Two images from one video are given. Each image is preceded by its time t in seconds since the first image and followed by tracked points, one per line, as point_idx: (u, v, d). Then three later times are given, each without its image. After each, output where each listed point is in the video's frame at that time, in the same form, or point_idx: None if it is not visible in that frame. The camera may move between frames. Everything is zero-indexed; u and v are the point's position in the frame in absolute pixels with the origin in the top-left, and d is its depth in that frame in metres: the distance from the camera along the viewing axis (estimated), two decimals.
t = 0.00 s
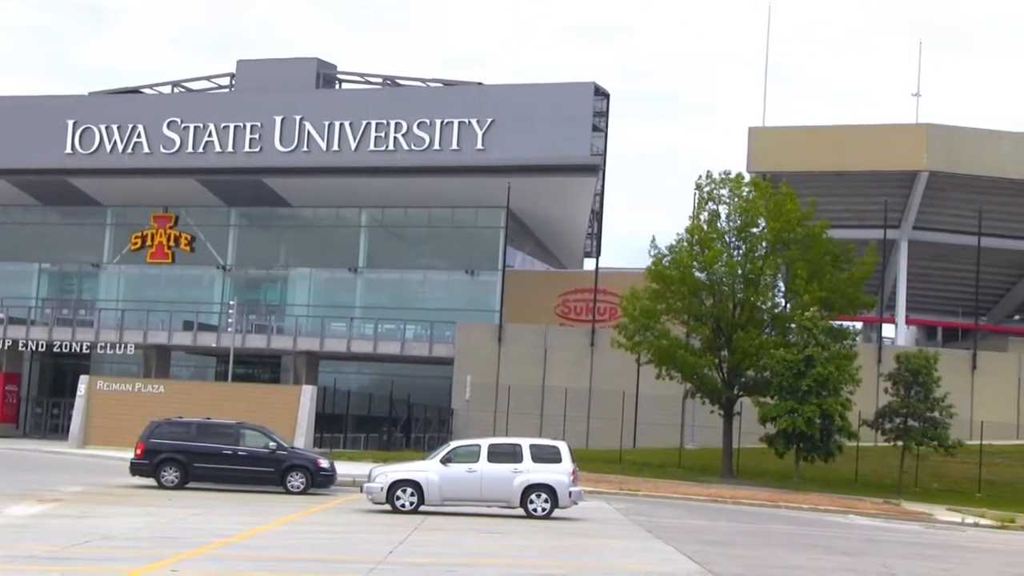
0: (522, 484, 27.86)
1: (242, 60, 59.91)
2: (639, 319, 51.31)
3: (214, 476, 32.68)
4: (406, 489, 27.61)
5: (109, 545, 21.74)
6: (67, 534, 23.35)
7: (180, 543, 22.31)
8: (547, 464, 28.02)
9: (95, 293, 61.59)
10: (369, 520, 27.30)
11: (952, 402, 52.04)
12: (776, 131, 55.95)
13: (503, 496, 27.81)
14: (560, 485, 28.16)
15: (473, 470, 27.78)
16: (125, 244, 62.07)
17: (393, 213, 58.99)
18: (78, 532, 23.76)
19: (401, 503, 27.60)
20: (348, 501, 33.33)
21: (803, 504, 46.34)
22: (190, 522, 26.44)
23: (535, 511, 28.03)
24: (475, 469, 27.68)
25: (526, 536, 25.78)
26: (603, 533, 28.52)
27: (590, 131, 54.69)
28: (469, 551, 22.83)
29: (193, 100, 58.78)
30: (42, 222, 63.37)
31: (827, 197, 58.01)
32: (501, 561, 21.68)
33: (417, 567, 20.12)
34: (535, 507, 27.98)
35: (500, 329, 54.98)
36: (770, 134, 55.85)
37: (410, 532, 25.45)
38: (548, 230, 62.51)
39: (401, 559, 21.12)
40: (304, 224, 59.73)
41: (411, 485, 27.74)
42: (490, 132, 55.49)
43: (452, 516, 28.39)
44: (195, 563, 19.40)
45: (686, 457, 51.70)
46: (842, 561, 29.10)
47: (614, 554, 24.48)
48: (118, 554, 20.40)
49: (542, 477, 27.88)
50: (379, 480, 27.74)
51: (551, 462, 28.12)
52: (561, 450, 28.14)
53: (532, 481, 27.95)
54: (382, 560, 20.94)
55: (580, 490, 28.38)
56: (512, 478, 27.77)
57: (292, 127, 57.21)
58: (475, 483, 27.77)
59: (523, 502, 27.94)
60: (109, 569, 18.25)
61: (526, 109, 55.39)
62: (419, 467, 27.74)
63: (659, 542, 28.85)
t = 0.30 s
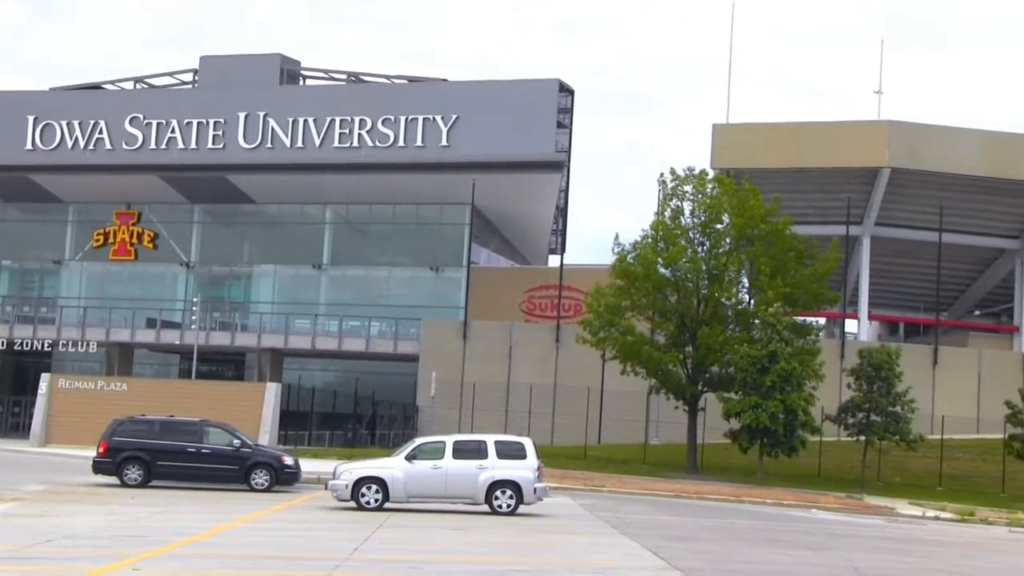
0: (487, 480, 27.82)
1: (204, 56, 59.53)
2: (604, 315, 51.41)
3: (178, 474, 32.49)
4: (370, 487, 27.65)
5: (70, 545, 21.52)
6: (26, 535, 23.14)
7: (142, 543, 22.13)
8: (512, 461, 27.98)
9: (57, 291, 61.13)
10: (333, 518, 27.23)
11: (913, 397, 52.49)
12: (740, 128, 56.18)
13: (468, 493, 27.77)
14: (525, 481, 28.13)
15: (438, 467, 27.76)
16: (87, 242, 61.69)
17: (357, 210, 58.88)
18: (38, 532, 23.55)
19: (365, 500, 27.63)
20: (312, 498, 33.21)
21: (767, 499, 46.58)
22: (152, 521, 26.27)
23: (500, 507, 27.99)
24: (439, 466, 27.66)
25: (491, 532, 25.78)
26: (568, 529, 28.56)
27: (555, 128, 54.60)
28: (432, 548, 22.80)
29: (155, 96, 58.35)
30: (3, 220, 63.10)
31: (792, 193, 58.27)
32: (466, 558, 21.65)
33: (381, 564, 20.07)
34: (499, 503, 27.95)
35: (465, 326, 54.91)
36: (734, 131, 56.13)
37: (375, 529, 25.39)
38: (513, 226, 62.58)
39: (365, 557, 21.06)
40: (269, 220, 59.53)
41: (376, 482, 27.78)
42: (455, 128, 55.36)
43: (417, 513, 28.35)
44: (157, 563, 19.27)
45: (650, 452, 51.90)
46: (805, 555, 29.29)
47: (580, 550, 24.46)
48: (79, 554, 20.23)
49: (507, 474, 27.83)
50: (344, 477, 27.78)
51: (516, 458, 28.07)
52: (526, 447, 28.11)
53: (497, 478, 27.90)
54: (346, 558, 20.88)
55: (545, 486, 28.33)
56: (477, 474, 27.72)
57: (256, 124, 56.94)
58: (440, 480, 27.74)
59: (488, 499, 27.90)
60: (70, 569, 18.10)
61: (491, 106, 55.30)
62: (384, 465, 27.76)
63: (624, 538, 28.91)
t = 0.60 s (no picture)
0: (452, 477, 27.72)
1: (165, 52, 59.21)
2: (568, 311, 51.37)
3: (141, 473, 32.20)
4: (335, 483, 27.71)
5: (28, 544, 21.32)
6: None
7: (101, 542, 21.96)
8: (476, 457, 27.87)
9: (18, 289, 60.75)
10: (296, 515, 27.14)
11: (875, 391, 52.81)
12: (703, 124, 56.35)
13: (432, 489, 27.67)
14: (490, 477, 28.05)
15: (403, 464, 27.68)
16: (48, 239, 61.31)
17: (321, 206, 58.79)
18: None
19: (330, 497, 27.66)
20: (276, 496, 33.06)
21: (729, 494, 46.74)
22: (112, 521, 26.10)
23: (465, 504, 27.89)
24: (404, 463, 27.57)
25: (456, 529, 25.74)
26: (532, 524, 28.56)
27: (518, 125, 54.62)
28: (397, 545, 22.75)
29: (116, 92, 57.99)
30: None
31: (756, 188, 58.45)
32: (430, 554, 21.62)
33: (344, 561, 20.02)
34: (464, 499, 27.85)
35: (429, 323, 54.84)
36: (697, 127, 56.27)
37: (338, 526, 25.31)
38: (478, 222, 62.59)
39: (328, 554, 20.98)
40: (232, 217, 59.38)
41: (341, 478, 27.83)
42: (418, 125, 55.28)
43: (381, 510, 28.28)
44: (117, 562, 19.14)
45: (614, 448, 52.04)
46: (769, 549, 29.41)
47: (545, 546, 24.48)
48: (38, 554, 20.06)
49: (472, 470, 27.72)
50: (308, 474, 27.80)
51: (480, 454, 27.99)
52: (491, 442, 28.02)
53: (462, 475, 27.79)
54: (309, 555, 20.78)
55: (510, 481, 28.27)
56: (442, 471, 27.62)
57: (218, 120, 56.71)
58: (404, 476, 27.65)
59: (452, 495, 27.81)
60: (27, 570, 17.95)
61: (454, 102, 55.26)
62: (348, 461, 27.75)
63: (588, 533, 28.95)
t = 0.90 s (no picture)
0: (413, 474, 27.67)
1: (123, 47, 58.74)
2: (530, 307, 51.36)
3: (100, 471, 31.88)
4: (296, 481, 27.54)
5: None
6: None
7: (59, 542, 21.71)
8: (437, 454, 27.81)
9: None
10: (257, 514, 26.99)
11: (834, 386, 53.14)
12: (664, 120, 56.48)
13: (393, 486, 27.60)
14: (451, 474, 28.02)
15: (364, 461, 27.57)
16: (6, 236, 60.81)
17: (282, 203, 58.71)
18: None
19: (291, 495, 27.49)
20: (238, 494, 32.86)
21: (690, 489, 46.92)
22: (70, 520, 25.87)
23: (427, 501, 27.85)
24: (365, 460, 27.47)
25: (419, 526, 25.70)
26: (494, 521, 28.56)
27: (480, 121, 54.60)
28: (360, 542, 22.68)
29: (74, 88, 57.52)
30: None
31: (718, 184, 58.68)
32: (392, 551, 21.58)
33: (305, 559, 19.94)
34: (426, 497, 27.81)
35: (391, 319, 54.80)
36: (658, 123, 56.39)
37: (300, 524, 25.20)
38: (440, 218, 62.62)
39: (289, 552, 20.82)
40: (192, 214, 59.10)
41: (302, 476, 27.67)
42: (380, 121, 55.15)
43: (343, 508, 28.18)
44: (74, 562, 18.98)
45: (576, 444, 52.16)
46: (730, 544, 29.55)
47: (508, 542, 24.50)
48: None
49: (433, 467, 27.68)
50: (269, 472, 27.61)
51: (442, 451, 27.93)
52: (452, 439, 27.98)
53: (423, 471, 27.76)
54: (270, 553, 20.62)
55: (471, 478, 28.26)
56: (403, 468, 27.55)
57: (178, 116, 56.36)
58: (366, 474, 27.55)
59: (414, 492, 27.76)
60: None
61: (415, 99, 55.16)
62: (310, 459, 27.59)
63: (550, 529, 28.98)
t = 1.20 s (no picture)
0: (372, 472, 27.48)
1: (79, 44, 58.25)
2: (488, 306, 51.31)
3: (54, 471, 31.44)
4: (253, 479, 27.25)
5: None
6: None
7: (11, 542, 21.35)
8: (395, 453, 27.65)
9: None
10: (214, 513, 26.75)
11: (792, 385, 53.43)
12: (624, 119, 56.61)
13: (352, 485, 27.39)
14: (410, 473, 27.87)
15: (322, 460, 27.33)
16: None
17: (240, 202, 58.48)
18: None
19: (248, 494, 27.20)
20: (194, 493, 32.57)
21: (648, 487, 47.02)
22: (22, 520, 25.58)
23: (385, 500, 27.69)
24: (323, 458, 27.23)
25: (377, 525, 25.56)
26: (453, 520, 28.46)
27: (439, 120, 54.60)
28: (318, 542, 22.50)
29: (29, 84, 57.02)
30: None
31: (677, 184, 58.94)
32: (349, 550, 21.45)
33: (259, 557, 19.80)
34: (384, 496, 27.64)
35: (349, 318, 54.63)
36: (618, 122, 56.56)
37: (257, 523, 25.00)
38: (400, 217, 62.56)
39: (247, 552, 20.39)
40: (150, 211, 58.86)
41: (259, 475, 27.39)
42: (338, 120, 55.01)
43: (301, 507, 27.99)
44: (24, 563, 18.77)
45: (535, 443, 52.21)
46: (688, 542, 29.60)
47: (466, 541, 24.42)
48: None
49: (391, 466, 27.52)
50: (226, 471, 27.31)
51: (400, 449, 27.77)
52: (411, 437, 27.84)
53: (381, 470, 27.60)
54: (227, 553, 20.23)
55: (430, 477, 28.13)
56: (362, 466, 27.33)
57: (135, 113, 56.00)
58: (324, 473, 27.32)
59: (373, 491, 27.57)
60: None
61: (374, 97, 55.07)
62: (267, 458, 27.30)
63: (509, 528, 28.92)
